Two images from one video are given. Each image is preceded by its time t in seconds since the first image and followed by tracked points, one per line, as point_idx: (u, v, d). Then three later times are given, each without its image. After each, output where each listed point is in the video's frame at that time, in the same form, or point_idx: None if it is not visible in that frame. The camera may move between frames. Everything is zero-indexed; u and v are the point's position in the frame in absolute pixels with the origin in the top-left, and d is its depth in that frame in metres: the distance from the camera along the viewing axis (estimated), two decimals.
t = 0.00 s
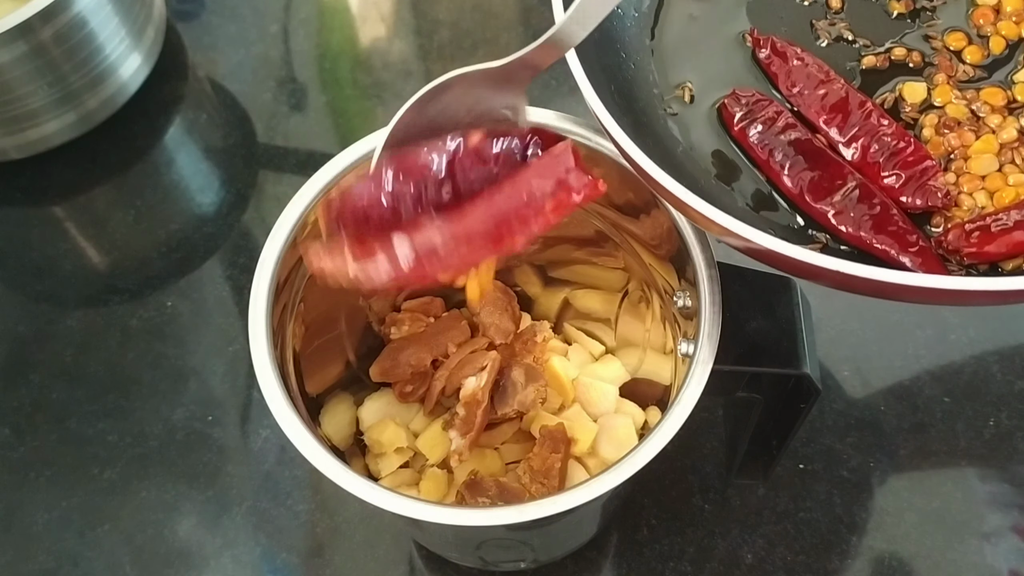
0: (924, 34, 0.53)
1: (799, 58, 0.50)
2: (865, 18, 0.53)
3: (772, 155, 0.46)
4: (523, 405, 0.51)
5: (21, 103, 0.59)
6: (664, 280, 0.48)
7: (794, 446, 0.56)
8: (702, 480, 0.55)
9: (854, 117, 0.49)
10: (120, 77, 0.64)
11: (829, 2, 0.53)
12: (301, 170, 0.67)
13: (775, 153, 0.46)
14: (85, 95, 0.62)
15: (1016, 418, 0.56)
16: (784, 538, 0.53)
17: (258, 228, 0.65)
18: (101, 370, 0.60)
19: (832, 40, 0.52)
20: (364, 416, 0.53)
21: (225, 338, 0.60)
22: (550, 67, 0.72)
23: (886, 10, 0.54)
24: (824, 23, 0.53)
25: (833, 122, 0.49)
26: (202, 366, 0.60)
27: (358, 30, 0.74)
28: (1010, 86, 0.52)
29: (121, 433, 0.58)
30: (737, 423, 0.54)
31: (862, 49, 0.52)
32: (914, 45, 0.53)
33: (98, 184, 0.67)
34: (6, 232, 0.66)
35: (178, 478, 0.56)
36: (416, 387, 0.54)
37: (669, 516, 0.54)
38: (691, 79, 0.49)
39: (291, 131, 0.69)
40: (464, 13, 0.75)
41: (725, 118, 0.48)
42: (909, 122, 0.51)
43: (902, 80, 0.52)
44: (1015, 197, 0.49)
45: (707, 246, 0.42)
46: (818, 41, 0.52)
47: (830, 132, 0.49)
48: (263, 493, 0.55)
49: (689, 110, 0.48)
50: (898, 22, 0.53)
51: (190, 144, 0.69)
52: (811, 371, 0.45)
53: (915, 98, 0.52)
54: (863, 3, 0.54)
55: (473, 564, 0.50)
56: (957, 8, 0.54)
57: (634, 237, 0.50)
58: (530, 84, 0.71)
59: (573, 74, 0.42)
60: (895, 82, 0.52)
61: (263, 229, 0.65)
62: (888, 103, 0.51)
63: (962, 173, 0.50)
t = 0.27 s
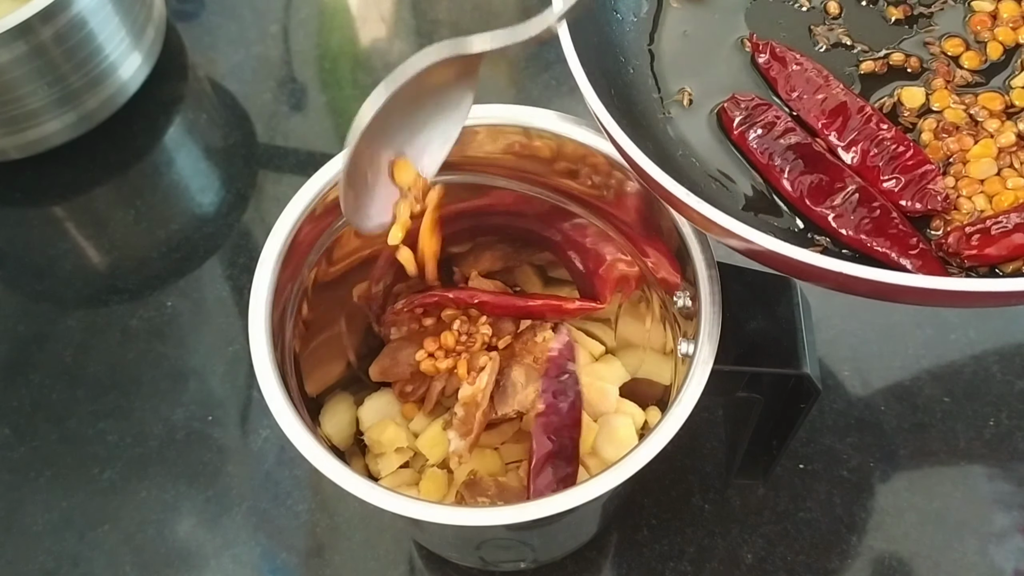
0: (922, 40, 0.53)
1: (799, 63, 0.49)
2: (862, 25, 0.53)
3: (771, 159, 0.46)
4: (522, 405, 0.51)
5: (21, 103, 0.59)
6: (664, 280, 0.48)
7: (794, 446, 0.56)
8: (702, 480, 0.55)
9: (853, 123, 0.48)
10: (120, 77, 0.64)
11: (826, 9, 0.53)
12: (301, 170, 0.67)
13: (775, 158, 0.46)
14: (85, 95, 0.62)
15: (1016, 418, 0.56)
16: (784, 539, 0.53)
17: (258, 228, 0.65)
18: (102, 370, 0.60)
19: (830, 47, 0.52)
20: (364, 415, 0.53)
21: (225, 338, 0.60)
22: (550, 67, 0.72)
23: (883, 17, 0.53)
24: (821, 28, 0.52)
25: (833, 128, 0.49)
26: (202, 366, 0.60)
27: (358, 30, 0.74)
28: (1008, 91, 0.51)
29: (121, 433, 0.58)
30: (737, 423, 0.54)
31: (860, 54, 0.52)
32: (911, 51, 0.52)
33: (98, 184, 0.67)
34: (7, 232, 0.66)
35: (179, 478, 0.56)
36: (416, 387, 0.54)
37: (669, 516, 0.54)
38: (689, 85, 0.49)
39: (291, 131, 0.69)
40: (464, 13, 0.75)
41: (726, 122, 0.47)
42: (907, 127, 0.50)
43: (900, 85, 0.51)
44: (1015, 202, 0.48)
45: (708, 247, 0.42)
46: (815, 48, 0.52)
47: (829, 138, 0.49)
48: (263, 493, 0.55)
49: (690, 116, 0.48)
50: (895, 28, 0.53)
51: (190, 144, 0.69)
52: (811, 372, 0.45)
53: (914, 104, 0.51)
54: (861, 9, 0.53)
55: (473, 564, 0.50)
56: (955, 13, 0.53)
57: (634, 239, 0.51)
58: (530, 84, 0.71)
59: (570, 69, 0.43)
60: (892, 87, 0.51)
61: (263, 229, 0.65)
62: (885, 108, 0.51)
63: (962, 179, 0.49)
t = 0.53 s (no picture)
0: (937, 16, 0.58)
1: (811, 41, 0.54)
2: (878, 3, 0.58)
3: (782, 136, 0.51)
4: (523, 405, 0.51)
5: (20, 103, 0.59)
6: (664, 280, 0.48)
7: (794, 446, 0.56)
8: (702, 480, 0.55)
9: (866, 101, 0.53)
10: (120, 77, 0.64)
11: None
12: (301, 170, 0.67)
13: (786, 136, 0.50)
14: (85, 95, 0.62)
15: (1016, 418, 0.56)
16: (784, 539, 0.53)
17: (258, 227, 0.65)
18: (102, 370, 0.60)
19: (844, 21, 0.57)
20: (364, 415, 0.53)
21: (225, 338, 0.60)
22: (550, 67, 0.72)
23: None
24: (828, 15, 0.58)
25: (844, 105, 0.53)
26: (203, 366, 0.60)
27: (358, 30, 0.74)
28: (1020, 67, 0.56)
29: (121, 433, 0.58)
30: (738, 423, 0.54)
31: (873, 30, 0.57)
32: (925, 26, 0.58)
33: (98, 184, 0.67)
34: (6, 232, 0.66)
35: (178, 478, 0.56)
36: (416, 388, 0.54)
37: (669, 515, 0.54)
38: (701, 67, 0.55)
39: (291, 131, 0.69)
40: (464, 13, 0.75)
41: (738, 101, 0.53)
42: (922, 104, 0.55)
43: (914, 62, 0.57)
44: None
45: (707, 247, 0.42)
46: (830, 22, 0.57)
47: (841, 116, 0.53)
48: (263, 493, 0.55)
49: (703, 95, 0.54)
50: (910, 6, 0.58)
51: (191, 144, 0.69)
52: (812, 371, 0.45)
53: (927, 80, 0.56)
54: None
55: (472, 564, 0.50)
56: None
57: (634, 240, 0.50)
58: (530, 84, 0.71)
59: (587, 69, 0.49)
60: (904, 61, 0.57)
61: (263, 229, 0.65)
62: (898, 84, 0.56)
63: (974, 155, 0.53)
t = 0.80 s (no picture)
0: None
1: (816, 10, 0.58)
2: None
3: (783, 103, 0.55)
4: (523, 405, 0.51)
5: (21, 103, 0.59)
6: (663, 280, 0.48)
7: (794, 446, 0.56)
8: (702, 480, 0.55)
9: (869, 68, 0.56)
10: (120, 77, 0.64)
11: None
12: (301, 170, 0.67)
13: (787, 104, 0.54)
14: (85, 95, 0.62)
15: (1016, 418, 0.56)
16: (784, 538, 0.53)
17: (258, 227, 0.65)
18: (102, 370, 0.60)
19: None
20: (364, 416, 0.53)
21: (225, 338, 0.60)
22: (550, 66, 0.72)
23: None
24: None
25: (847, 73, 0.57)
26: (203, 366, 0.60)
27: (358, 30, 0.74)
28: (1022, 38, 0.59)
29: (121, 433, 0.58)
30: (737, 423, 0.54)
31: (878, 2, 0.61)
32: None
33: (98, 184, 0.67)
34: (6, 232, 0.66)
35: (179, 478, 0.56)
36: (416, 388, 0.54)
37: (669, 515, 0.54)
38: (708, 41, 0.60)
39: (291, 131, 0.69)
40: (464, 13, 0.75)
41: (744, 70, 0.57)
42: (924, 72, 0.59)
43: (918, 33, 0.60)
44: None
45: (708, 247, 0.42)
46: None
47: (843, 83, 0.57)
48: (263, 493, 0.55)
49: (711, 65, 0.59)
50: None
51: (191, 144, 0.69)
52: (812, 371, 0.45)
53: (930, 50, 0.59)
54: None
55: (473, 565, 0.50)
56: None
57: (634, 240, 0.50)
58: (530, 83, 0.71)
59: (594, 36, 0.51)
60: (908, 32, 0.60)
61: (263, 228, 0.65)
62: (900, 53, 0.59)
63: (974, 123, 0.57)
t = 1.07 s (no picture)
0: None
1: None
2: None
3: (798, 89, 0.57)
4: (523, 405, 0.51)
5: (21, 102, 0.59)
6: (663, 280, 0.48)
7: (794, 446, 0.56)
8: (702, 480, 0.55)
9: (884, 55, 0.58)
10: (120, 77, 0.64)
11: None
12: (301, 170, 0.67)
13: (802, 89, 0.56)
14: (85, 95, 0.62)
15: (1016, 418, 0.56)
16: (784, 538, 0.53)
17: (258, 227, 0.65)
18: (102, 370, 0.60)
19: None
20: (364, 416, 0.53)
21: (225, 338, 0.60)
22: (550, 66, 0.72)
23: None
24: None
25: (862, 58, 0.59)
26: (203, 366, 0.60)
27: (358, 30, 0.74)
28: None
29: (121, 433, 0.58)
30: (737, 422, 0.54)
31: None
32: None
33: (98, 184, 0.67)
34: (6, 232, 0.66)
35: (178, 478, 0.56)
36: (416, 388, 0.54)
37: (669, 516, 0.54)
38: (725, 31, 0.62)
39: (291, 131, 0.69)
40: (464, 13, 0.75)
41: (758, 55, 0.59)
42: (938, 59, 0.60)
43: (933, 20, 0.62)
44: None
45: (707, 248, 0.42)
46: None
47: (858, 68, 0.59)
48: (263, 493, 0.55)
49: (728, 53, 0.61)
50: None
51: (191, 144, 0.69)
52: (812, 371, 0.45)
53: (944, 36, 0.61)
54: None
55: (472, 565, 0.50)
56: None
57: (634, 240, 0.50)
58: (530, 84, 0.71)
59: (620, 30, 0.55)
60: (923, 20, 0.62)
61: (263, 228, 0.65)
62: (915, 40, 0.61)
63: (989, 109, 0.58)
